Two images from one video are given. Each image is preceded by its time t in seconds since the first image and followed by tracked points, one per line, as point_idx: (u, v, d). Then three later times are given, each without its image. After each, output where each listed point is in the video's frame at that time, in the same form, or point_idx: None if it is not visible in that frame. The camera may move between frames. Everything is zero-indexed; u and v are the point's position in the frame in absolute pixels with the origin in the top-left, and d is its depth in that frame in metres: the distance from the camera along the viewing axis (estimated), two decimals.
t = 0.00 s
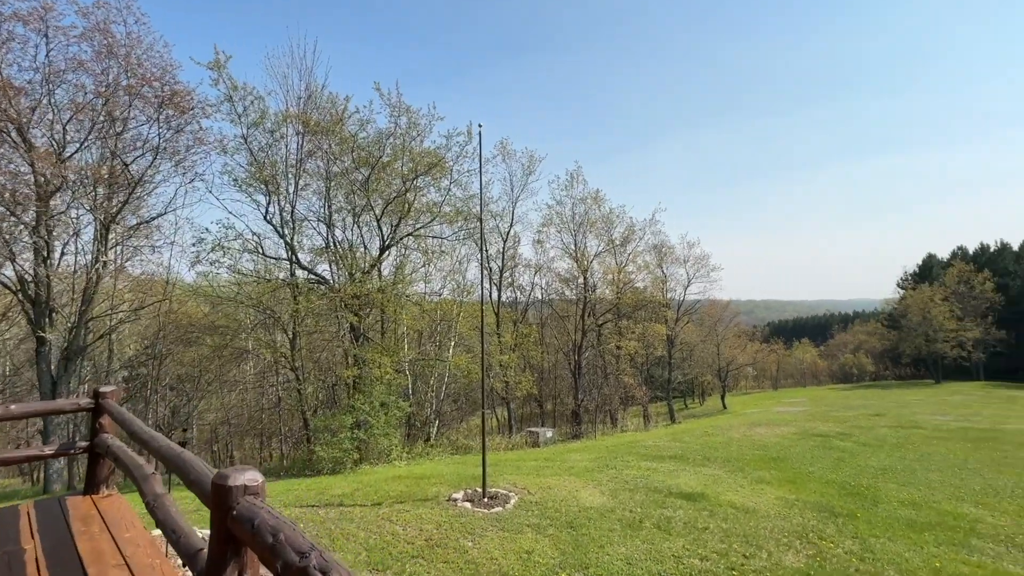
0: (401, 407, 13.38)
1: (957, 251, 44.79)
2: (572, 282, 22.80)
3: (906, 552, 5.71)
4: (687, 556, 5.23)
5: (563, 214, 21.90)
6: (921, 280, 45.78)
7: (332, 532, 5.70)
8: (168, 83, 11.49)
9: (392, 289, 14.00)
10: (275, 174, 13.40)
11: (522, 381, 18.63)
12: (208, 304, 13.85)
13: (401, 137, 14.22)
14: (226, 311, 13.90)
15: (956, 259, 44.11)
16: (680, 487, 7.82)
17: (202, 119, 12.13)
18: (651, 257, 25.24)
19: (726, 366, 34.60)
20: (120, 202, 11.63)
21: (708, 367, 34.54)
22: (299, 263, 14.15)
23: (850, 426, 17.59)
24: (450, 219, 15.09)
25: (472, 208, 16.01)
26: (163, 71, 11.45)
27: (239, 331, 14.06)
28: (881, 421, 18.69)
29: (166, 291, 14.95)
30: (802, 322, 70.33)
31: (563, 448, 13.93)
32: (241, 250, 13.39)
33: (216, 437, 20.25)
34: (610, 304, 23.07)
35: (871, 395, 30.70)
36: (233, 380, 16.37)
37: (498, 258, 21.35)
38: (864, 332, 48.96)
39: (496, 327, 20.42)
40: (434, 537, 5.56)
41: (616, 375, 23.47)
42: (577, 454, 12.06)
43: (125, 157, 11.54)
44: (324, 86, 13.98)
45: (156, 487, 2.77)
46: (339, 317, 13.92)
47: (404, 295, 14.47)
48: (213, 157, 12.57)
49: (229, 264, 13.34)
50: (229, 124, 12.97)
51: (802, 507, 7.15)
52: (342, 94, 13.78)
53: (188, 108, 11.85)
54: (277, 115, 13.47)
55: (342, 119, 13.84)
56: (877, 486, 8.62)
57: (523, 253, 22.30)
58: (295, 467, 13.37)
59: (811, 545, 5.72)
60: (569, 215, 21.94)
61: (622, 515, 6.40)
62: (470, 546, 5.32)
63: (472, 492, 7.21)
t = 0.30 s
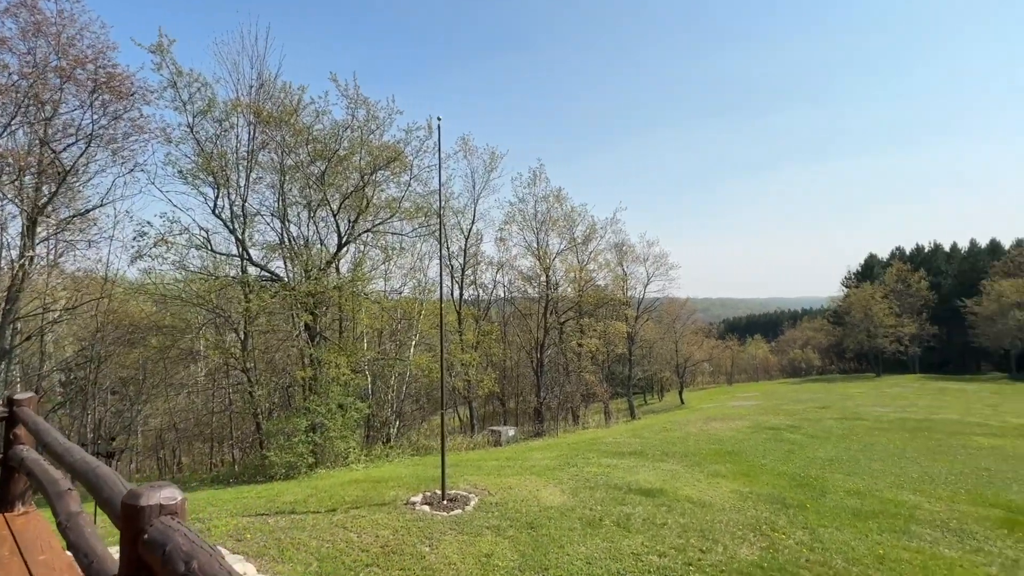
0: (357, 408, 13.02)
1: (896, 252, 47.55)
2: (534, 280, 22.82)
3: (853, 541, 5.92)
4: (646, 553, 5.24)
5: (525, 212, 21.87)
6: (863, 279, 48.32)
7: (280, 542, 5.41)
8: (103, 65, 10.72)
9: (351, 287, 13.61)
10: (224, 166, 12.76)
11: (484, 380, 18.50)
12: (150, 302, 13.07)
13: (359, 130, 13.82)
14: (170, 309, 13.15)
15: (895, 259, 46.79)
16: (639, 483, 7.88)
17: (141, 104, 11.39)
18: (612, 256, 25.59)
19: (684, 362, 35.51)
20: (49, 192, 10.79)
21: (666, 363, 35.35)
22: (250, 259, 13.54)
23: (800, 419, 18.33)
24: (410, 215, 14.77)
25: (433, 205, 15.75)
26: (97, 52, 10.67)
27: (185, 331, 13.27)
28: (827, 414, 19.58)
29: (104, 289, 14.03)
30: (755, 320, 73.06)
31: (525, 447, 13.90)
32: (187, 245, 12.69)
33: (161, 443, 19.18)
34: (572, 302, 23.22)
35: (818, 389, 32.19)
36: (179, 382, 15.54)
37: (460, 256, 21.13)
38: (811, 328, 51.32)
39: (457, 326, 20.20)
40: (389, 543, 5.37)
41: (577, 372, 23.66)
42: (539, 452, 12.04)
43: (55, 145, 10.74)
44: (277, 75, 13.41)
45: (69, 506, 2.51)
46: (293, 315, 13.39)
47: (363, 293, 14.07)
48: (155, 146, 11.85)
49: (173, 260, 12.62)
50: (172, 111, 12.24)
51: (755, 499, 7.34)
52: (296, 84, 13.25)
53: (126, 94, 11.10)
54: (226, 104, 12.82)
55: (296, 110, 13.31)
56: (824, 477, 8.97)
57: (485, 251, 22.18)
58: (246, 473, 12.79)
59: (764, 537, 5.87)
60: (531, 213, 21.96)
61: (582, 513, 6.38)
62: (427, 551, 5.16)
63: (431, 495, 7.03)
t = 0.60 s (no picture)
0: (308, 409, 12.56)
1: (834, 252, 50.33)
2: (492, 277, 22.68)
3: (796, 529, 6.15)
4: (600, 551, 5.26)
5: (483, 209, 21.74)
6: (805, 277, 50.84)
7: (220, 555, 5.11)
8: (21, 42, 9.83)
9: (302, 284, 13.10)
10: (163, 155, 11.99)
11: (442, 379, 18.26)
12: (79, 300, 12.15)
13: (310, 122, 13.31)
14: (102, 308, 12.28)
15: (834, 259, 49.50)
16: (595, 480, 7.94)
17: (67, 87, 10.53)
18: (569, 254, 25.83)
19: (639, 358, 36.33)
20: None
21: (622, 360, 36.07)
22: (192, 255, 12.81)
23: (747, 412, 19.09)
24: (364, 210, 14.36)
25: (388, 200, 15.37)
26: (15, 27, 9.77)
27: (120, 331, 12.42)
28: (772, 406, 20.48)
29: (26, 286, 12.94)
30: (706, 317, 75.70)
31: (481, 446, 13.78)
32: (121, 239, 11.87)
33: (94, 451, 17.94)
34: (530, 299, 23.25)
35: (763, 382, 33.67)
36: (113, 386, 14.55)
37: (417, 253, 20.78)
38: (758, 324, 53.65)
39: (414, 324, 19.86)
40: (338, 551, 5.17)
41: (536, 369, 23.76)
42: (496, 450, 11.97)
43: None
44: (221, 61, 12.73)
45: None
46: (240, 314, 12.75)
47: (314, 290, 13.58)
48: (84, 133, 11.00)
49: (106, 255, 11.77)
50: (103, 95, 11.40)
51: (706, 492, 7.54)
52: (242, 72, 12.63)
53: (49, 74, 10.23)
54: (164, 89, 12.06)
55: (242, 98, 12.67)
56: (769, 467, 9.33)
57: (443, 248, 21.92)
58: (187, 481, 12.10)
59: (714, 529, 6.01)
60: (489, 210, 21.86)
61: (538, 512, 6.35)
62: (377, 559, 4.98)
63: (384, 498, 6.83)
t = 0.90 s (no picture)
0: (252, 412, 11.99)
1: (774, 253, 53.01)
2: (447, 274, 22.29)
3: (739, 519, 6.39)
4: (552, 549, 5.26)
5: (438, 206, 21.46)
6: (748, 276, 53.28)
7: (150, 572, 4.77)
8: None
9: (245, 281, 12.50)
10: (88, 142, 11.10)
11: (394, 378, 17.88)
12: None
13: (254, 111, 12.69)
14: (18, 307, 11.26)
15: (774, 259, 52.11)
16: (548, 477, 7.96)
17: None
18: (524, 252, 25.91)
19: (593, 355, 36.97)
20: None
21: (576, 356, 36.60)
22: (123, 249, 11.94)
23: (694, 406, 19.79)
24: (312, 204, 13.83)
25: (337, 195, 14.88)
26: None
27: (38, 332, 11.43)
28: (718, 400, 21.32)
29: None
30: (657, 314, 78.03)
31: (435, 446, 13.58)
32: (39, 232, 10.90)
33: (11, 462, 16.50)
34: (485, 297, 23.10)
35: (710, 377, 35.05)
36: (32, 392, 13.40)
37: (369, 249, 20.26)
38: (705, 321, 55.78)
39: (366, 322, 19.36)
40: (280, 562, 4.93)
41: (490, 367, 23.70)
42: (450, 450, 11.83)
43: None
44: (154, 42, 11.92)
45: None
46: (176, 314, 11.96)
47: (259, 288, 12.98)
48: None
49: (21, 249, 10.78)
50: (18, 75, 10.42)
51: (655, 486, 7.71)
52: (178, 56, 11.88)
53: None
54: (89, 69, 11.17)
55: (179, 84, 11.90)
56: (714, 459, 9.68)
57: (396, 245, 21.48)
58: (117, 492, 11.29)
59: (663, 522, 6.15)
60: (443, 207, 21.61)
61: (491, 512, 6.30)
62: (322, 568, 4.79)
63: (331, 504, 6.59)
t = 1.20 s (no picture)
0: (186, 417, 11.28)
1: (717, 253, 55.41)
2: (399, 271, 21.75)
3: (684, 511, 6.59)
4: (503, 549, 5.22)
5: (388, 202, 21.00)
6: (693, 275, 55.40)
7: None
8: None
9: (180, 278, 11.75)
10: None
11: (343, 378, 17.35)
12: None
13: (189, 97, 11.94)
14: None
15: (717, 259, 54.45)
16: (499, 476, 7.93)
17: None
18: (476, 250, 25.80)
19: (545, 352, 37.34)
20: None
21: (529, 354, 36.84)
22: (39, 242, 10.94)
23: (642, 401, 20.35)
24: (254, 197, 13.19)
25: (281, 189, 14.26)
26: None
27: None
28: (664, 395, 22.04)
29: None
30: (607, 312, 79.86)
31: (384, 447, 13.27)
32: None
33: None
34: (437, 296, 22.71)
35: (657, 372, 36.19)
36: None
37: (316, 246, 19.56)
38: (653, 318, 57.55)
39: (313, 321, 18.70)
40: None
41: (443, 366, 23.44)
42: (401, 451, 11.60)
43: None
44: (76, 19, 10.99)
45: None
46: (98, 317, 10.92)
47: (195, 285, 12.25)
48: None
49: None
50: None
51: (605, 480, 7.85)
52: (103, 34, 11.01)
53: None
54: None
55: (104, 64, 11.01)
56: (661, 453, 9.97)
57: (344, 241, 20.86)
58: (32, 508, 10.35)
59: (612, 517, 6.24)
60: (394, 204, 21.18)
61: (441, 514, 6.19)
62: None
63: (273, 512, 6.28)
